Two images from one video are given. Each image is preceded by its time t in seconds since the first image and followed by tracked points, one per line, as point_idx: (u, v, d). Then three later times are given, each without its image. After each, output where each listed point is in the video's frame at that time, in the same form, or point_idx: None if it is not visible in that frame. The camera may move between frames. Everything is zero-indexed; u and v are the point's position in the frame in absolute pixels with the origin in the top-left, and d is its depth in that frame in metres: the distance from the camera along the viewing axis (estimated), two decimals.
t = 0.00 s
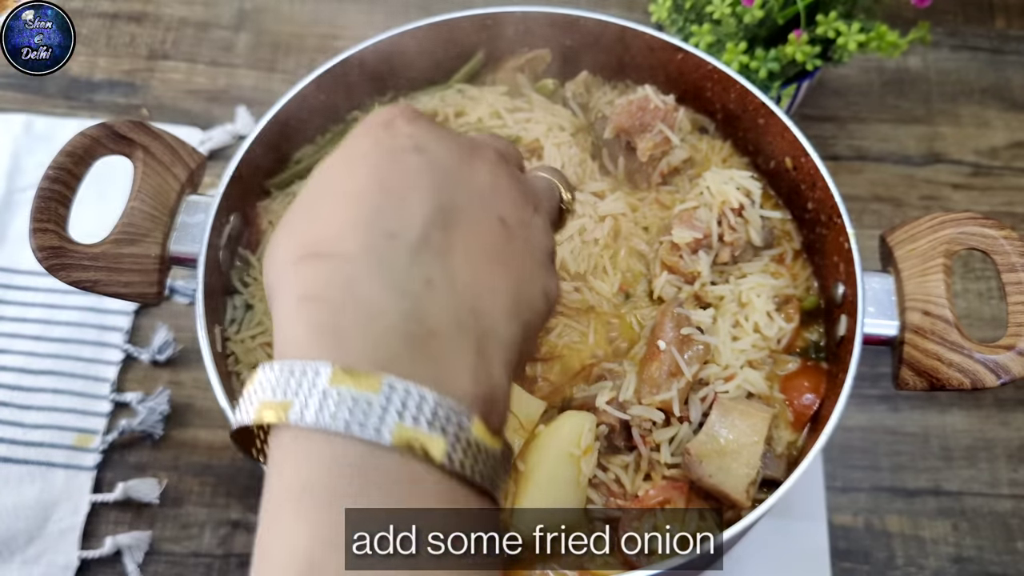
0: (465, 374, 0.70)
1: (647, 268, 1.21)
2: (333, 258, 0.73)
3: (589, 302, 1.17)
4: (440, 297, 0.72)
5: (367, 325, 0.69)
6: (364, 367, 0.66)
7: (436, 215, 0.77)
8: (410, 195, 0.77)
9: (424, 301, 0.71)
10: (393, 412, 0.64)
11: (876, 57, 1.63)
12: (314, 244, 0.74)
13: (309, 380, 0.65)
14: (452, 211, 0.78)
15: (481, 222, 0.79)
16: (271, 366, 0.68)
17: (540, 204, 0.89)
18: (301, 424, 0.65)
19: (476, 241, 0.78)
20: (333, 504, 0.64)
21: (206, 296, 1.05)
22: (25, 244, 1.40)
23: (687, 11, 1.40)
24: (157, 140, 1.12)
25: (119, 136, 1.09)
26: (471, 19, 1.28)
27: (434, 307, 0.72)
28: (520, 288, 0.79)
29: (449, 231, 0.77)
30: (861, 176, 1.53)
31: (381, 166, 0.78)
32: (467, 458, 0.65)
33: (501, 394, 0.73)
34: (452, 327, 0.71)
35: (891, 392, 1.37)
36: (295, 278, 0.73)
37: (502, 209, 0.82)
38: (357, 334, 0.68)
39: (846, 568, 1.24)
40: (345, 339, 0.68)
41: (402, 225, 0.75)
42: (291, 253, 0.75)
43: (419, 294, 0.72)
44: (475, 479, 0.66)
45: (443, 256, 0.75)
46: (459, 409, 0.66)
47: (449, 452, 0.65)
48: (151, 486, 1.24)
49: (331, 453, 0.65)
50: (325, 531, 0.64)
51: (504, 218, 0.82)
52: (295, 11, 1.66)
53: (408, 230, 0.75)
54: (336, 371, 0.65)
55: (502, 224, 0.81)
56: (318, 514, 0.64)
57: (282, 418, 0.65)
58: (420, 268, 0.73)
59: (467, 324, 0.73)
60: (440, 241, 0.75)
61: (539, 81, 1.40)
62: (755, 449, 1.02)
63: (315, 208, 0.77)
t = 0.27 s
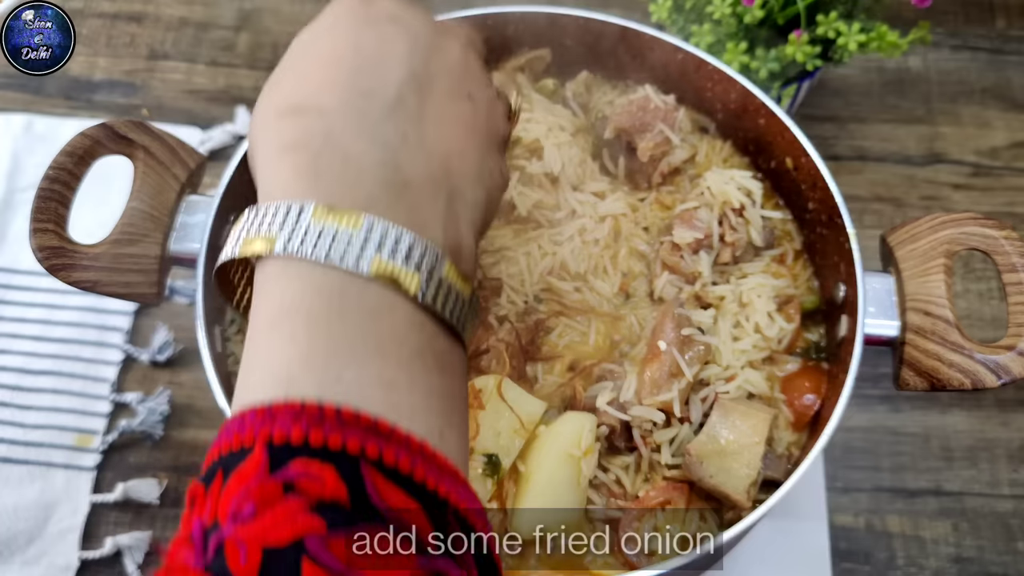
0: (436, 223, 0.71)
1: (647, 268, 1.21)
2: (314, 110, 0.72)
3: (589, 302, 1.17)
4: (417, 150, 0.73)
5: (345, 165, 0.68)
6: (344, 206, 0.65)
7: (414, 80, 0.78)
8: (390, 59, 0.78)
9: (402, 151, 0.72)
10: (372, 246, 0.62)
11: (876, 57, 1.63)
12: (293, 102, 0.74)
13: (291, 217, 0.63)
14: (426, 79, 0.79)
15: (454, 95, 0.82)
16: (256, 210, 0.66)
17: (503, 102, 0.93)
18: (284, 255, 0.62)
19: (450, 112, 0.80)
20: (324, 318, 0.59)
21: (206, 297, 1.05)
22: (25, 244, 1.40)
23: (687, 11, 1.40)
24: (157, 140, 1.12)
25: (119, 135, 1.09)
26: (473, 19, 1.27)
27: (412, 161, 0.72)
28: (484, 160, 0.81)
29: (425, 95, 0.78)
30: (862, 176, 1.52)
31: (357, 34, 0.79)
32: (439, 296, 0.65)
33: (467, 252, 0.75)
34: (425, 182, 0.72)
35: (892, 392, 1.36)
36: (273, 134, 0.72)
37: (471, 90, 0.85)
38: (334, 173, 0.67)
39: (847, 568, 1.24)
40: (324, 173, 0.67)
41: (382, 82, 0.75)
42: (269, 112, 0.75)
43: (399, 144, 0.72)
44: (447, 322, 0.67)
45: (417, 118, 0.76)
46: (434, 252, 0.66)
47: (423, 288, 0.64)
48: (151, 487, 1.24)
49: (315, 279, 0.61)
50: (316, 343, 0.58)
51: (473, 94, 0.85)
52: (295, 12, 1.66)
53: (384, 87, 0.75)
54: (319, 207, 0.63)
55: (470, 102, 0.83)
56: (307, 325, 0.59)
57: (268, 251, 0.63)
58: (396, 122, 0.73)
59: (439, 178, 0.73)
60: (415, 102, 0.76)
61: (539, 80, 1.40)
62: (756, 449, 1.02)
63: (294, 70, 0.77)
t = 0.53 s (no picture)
0: (508, 170, 0.72)
1: (647, 268, 1.21)
2: (401, 77, 0.72)
3: (588, 302, 1.17)
4: (495, 105, 0.73)
5: (430, 128, 0.69)
6: (417, 156, 0.67)
7: (493, 27, 0.75)
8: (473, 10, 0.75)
9: (477, 106, 0.72)
10: (436, 185, 0.65)
11: (876, 57, 1.63)
12: (385, 66, 0.74)
13: (369, 171, 0.67)
14: (506, 20, 0.76)
15: (540, 33, 0.78)
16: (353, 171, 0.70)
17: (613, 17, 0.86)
18: (364, 201, 0.66)
19: (537, 54, 0.78)
20: (401, 253, 0.63)
21: (205, 298, 1.05)
22: (25, 245, 1.40)
23: (687, 12, 1.40)
24: (157, 139, 1.12)
25: (120, 135, 1.09)
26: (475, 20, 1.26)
27: (489, 118, 0.72)
28: (578, 98, 0.80)
29: (506, 42, 0.76)
30: (861, 176, 1.52)
31: None
32: (509, 238, 0.66)
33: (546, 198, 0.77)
34: (498, 141, 0.72)
35: (892, 392, 1.36)
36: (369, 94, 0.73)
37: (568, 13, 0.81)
38: (421, 137, 0.69)
39: (847, 568, 1.24)
40: (409, 138, 0.69)
41: (461, 36, 0.74)
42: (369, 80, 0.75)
43: (475, 102, 0.72)
44: (518, 260, 0.68)
45: (499, 75, 0.75)
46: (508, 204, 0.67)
47: (487, 224, 0.65)
48: (151, 487, 1.24)
49: (392, 221, 0.65)
50: (395, 274, 0.61)
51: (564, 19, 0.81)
52: (294, 12, 1.66)
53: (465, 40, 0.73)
54: (388, 165, 0.66)
55: (559, 35, 0.79)
56: (386, 259, 0.62)
57: (350, 201, 0.67)
58: (477, 78, 0.73)
59: (516, 135, 0.74)
60: (495, 52, 0.75)
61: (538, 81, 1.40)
62: (756, 449, 1.02)
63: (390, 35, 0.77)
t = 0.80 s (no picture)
0: (704, 261, 0.73)
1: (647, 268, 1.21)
2: (601, 137, 0.76)
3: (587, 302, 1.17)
4: (699, 185, 0.76)
5: (624, 193, 0.73)
6: (607, 226, 0.70)
7: (706, 100, 0.80)
8: (684, 86, 0.80)
9: (682, 185, 0.75)
10: (635, 268, 0.67)
11: (876, 57, 1.63)
12: (585, 125, 0.78)
13: (572, 236, 0.69)
14: (719, 103, 0.81)
15: (752, 122, 0.82)
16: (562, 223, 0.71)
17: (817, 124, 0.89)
18: (558, 266, 0.69)
19: (742, 135, 0.81)
20: (587, 338, 0.65)
21: (205, 298, 1.05)
22: (25, 245, 1.40)
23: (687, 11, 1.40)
24: (157, 140, 1.12)
25: (120, 135, 1.09)
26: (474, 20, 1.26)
27: (687, 200, 0.75)
28: (781, 192, 0.81)
29: (715, 122, 0.80)
30: (861, 176, 1.52)
31: (653, 53, 0.83)
32: (694, 326, 0.68)
33: (737, 290, 0.76)
34: (697, 225, 0.74)
35: (892, 392, 1.36)
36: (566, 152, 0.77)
37: (772, 107, 0.85)
38: (623, 203, 0.72)
39: (847, 568, 1.24)
40: (602, 200, 0.73)
41: (668, 105, 0.78)
42: (564, 132, 0.81)
43: (675, 175, 0.75)
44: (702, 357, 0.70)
45: (709, 150, 0.79)
46: (695, 285, 0.70)
47: (680, 314, 0.68)
48: (151, 487, 1.24)
49: (586, 295, 0.68)
50: (575, 361, 0.64)
51: (773, 113, 0.84)
52: (294, 11, 1.66)
53: (669, 114, 0.78)
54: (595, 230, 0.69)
55: (770, 123, 0.83)
56: (569, 347, 0.65)
57: (541, 260, 0.70)
58: (682, 157, 0.77)
59: (716, 216, 0.76)
60: (705, 133, 0.79)
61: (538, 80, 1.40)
62: (757, 449, 1.02)
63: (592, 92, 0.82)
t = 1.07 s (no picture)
0: (755, 450, 0.62)
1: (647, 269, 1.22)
2: (652, 297, 0.67)
3: (586, 303, 1.18)
4: (742, 362, 0.65)
5: (666, 377, 0.63)
6: (654, 418, 0.61)
7: (777, 261, 0.70)
8: (755, 237, 0.70)
9: (730, 365, 0.65)
10: (667, 476, 0.58)
11: (876, 57, 1.63)
12: (625, 280, 0.69)
13: (594, 423, 0.61)
14: (786, 263, 0.70)
15: (829, 286, 0.70)
16: (575, 400, 0.63)
17: (903, 269, 0.75)
18: (579, 459, 0.60)
19: (808, 300, 0.69)
20: (627, 533, 0.57)
21: (207, 297, 1.05)
22: (25, 245, 1.40)
23: (687, 12, 1.40)
24: (158, 140, 1.12)
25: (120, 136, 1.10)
26: (473, 20, 1.28)
27: (738, 376, 0.64)
28: (852, 358, 0.68)
29: (778, 285, 0.69)
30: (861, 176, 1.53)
31: (724, 206, 0.71)
32: (732, 548, 0.59)
33: (792, 481, 0.64)
34: (745, 401, 0.64)
35: (891, 392, 1.37)
36: (607, 314, 0.68)
37: (853, 266, 0.72)
38: (655, 385, 0.63)
39: (846, 568, 1.24)
40: (644, 383, 0.63)
41: (729, 265, 0.68)
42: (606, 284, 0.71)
43: (727, 350, 0.65)
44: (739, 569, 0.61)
45: (761, 319, 0.67)
46: (737, 489, 0.60)
47: (715, 532, 0.58)
48: (151, 486, 1.24)
49: (601, 498, 0.59)
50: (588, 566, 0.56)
51: (853, 273, 0.72)
52: (295, 12, 1.66)
53: (736, 277, 0.68)
54: (625, 414, 0.61)
55: (848, 286, 0.71)
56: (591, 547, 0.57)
57: (558, 449, 0.61)
58: (734, 333, 0.66)
59: (767, 401, 0.64)
60: (765, 298, 0.68)
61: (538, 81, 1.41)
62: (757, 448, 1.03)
63: (637, 237, 0.74)
